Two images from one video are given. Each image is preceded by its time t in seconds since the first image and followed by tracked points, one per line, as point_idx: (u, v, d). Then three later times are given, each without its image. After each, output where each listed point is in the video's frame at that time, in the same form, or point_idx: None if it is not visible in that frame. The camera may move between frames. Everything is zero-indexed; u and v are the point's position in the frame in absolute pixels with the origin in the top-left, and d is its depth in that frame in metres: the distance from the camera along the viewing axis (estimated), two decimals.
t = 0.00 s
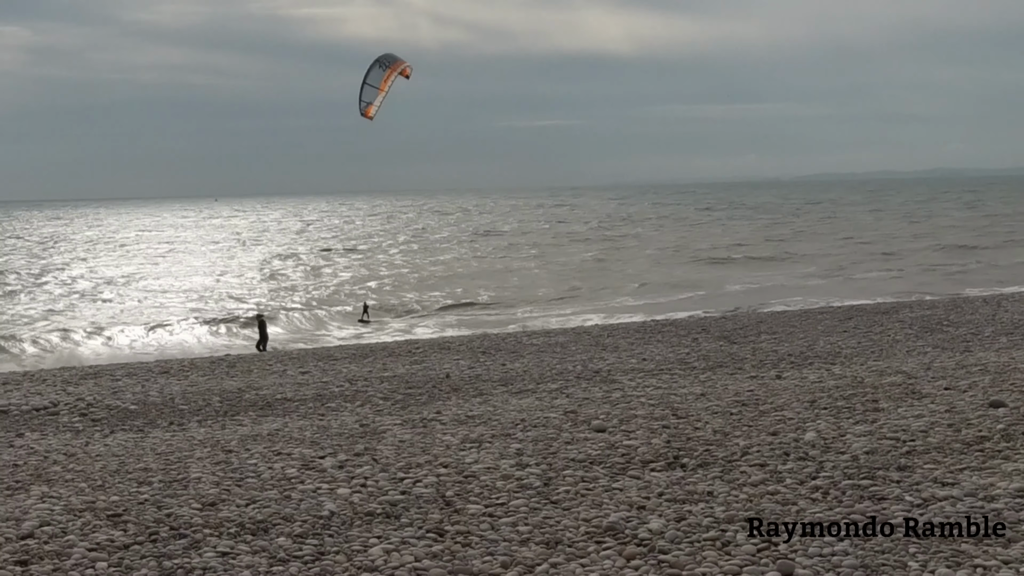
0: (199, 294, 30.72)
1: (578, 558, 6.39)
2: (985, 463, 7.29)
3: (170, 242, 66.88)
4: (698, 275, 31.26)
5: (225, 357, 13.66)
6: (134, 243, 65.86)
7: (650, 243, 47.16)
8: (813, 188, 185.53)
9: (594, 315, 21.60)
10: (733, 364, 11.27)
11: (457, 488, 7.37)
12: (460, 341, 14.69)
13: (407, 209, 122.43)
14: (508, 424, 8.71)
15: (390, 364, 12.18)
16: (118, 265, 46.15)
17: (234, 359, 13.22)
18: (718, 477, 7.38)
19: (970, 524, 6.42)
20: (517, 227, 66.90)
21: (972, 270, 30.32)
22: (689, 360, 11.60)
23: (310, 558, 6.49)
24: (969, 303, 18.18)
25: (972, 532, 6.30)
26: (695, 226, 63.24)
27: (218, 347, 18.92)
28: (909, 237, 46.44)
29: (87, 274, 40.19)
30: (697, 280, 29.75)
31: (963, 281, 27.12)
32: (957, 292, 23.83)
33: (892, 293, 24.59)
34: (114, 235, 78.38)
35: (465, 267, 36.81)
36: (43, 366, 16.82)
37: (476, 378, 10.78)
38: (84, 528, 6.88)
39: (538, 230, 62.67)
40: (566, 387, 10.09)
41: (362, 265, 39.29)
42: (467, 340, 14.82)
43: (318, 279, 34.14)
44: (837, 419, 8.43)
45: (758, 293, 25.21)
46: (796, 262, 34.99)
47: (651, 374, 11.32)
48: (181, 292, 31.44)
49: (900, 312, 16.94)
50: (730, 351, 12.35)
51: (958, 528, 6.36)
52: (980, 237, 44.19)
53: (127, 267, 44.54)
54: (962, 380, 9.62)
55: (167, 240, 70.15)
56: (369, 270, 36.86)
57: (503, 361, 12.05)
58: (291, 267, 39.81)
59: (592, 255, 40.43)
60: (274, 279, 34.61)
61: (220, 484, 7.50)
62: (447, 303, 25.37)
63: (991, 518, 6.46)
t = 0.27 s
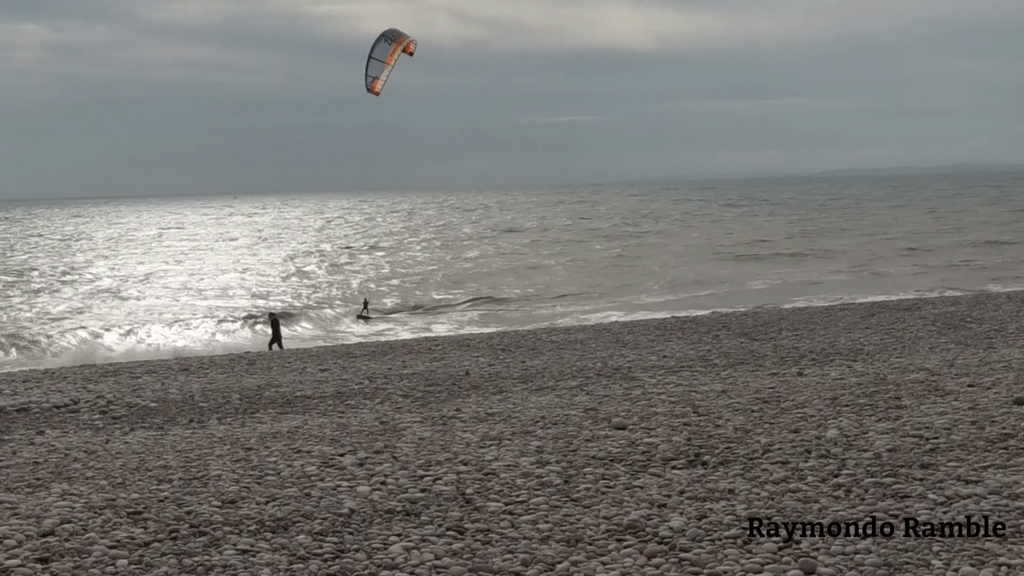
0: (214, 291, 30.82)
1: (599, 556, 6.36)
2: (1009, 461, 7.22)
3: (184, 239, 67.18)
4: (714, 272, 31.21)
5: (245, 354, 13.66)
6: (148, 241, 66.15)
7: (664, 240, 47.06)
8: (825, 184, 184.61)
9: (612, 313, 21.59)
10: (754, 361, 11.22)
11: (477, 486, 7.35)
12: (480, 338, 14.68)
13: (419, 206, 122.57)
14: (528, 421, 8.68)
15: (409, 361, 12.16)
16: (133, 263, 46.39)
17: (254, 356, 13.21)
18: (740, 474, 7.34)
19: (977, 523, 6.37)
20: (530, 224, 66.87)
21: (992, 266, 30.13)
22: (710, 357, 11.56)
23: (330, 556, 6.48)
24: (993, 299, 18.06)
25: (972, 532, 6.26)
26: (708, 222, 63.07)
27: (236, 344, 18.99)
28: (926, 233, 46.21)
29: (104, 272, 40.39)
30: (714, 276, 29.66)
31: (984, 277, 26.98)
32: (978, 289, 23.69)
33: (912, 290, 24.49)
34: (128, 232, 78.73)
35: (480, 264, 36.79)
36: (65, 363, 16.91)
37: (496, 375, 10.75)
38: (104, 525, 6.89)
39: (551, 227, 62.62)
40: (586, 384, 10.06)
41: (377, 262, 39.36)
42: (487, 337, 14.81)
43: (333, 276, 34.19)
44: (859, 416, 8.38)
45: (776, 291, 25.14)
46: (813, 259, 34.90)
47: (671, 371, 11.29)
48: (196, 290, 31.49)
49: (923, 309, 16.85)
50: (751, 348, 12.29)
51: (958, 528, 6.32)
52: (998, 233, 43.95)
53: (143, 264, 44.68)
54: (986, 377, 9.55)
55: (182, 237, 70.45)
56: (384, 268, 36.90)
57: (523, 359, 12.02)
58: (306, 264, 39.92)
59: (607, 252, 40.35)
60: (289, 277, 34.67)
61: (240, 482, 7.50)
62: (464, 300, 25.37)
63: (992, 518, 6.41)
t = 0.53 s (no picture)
0: (229, 289, 30.92)
1: (618, 555, 6.33)
2: None
3: (198, 237, 67.47)
4: (730, 269, 31.14)
5: (263, 352, 13.68)
6: (162, 240, 66.43)
7: (678, 237, 46.96)
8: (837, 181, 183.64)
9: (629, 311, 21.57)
10: (774, 358, 11.17)
11: (496, 484, 7.33)
12: (498, 336, 14.67)
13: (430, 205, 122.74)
14: (547, 419, 8.65)
15: (428, 359, 12.15)
16: (148, 261, 46.62)
17: (273, 354, 13.23)
18: (760, 473, 7.30)
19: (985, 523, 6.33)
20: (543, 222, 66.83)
21: (1010, 262, 29.99)
22: (730, 355, 11.52)
23: (349, 554, 6.47)
24: (1016, 296, 17.94)
25: (972, 532, 6.23)
26: (721, 219, 62.90)
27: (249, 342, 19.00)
28: (943, 230, 45.99)
29: (119, 270, 40.59)
30: (731, 274, 29.56)
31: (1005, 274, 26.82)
32: (999, 286, 23.55)
33: (931, 287, 24.37)
34: (143, 231, 79.10)
35: (494, 262, 36.76)
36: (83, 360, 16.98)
37: (515, 373, 10.74)
38: (123, 523, 6.91)
39: (564, 224, 62.56)
40: (605, 382, 10.02)
41: (390, 261, 39.44)
42: (505, 334, 14.80)
43: (347, 274, 34.26)
44: (881, 414, 8.33)
45: (793, 288, 25.07)
46: (828, 256, 34.78)
47: (690, 369, 11.25)
48: (211, 288, 31.62)
49: (944, 306, 16.76)
50: (771, 346, 12.24)
51: (957, 528, 6.28)
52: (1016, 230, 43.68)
53: (158, 263, 44.86)
54: (1009, 375, 9.48)
55: (196, 235, 70.78)
56: (398, 266, 36.95)
57: (542, 356, 12.00)
58: (320, 263, 40.03)
59: (621, 250, 40.25)
60: (303, 275, 34.75)
61: (258, 480, 7.50)
62: (479, 298, 25.36)
63: (991, 518, 6.38)
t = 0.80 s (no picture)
0: (244, 288, 30.99)
1: (640, 554, 6.30)
2: None
3: (213, 236, 67.69)
4: (747, 268, 31.02)
5: (282, 351, 13.68)
6: (177, 239, 66.66)
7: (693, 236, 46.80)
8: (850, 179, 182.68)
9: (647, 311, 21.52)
10: (796, 357, 11.11)
11: (516, 483, 7.31)
12: (518, 334, 14.64)
13: (443, 204, 122.81)
14: (567, 418, 8.62)
15: (448, 357, 12.13)
16: (163, 260, 46.80)
17: (292, 353, 13.23)
18: (781, 472, 7.26)
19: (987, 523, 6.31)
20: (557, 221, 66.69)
21: None
22: (751, 354, 11.46)
23: (369, 553, 6.47)
24: None
25: (972, 532, 6.21)
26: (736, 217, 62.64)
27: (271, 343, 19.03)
28: (960, 228, 45.69)
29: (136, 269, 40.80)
30: (748, 273, 29.41)
31: None
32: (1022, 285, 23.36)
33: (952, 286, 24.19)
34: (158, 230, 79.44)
35: (509, 262, 36.68)
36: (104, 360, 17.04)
37: (535, 372, 10.71)
38: (144, 522, 6.93)
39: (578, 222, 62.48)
40: (625, 381, 9.98)
41: (405, 259, 39.48)
42: (525, 333, 14.76)
43: (361, 274, 34.29)
44: (904, 413, 8.27)
45: (812, 288, 24.96)
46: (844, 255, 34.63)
47: (711, 368, 11.20)
48: (226, 287, 31.72)
49: (968, 305, 16.62)
50: (794, 345, 12.16)
51: (958, 528, 6.26)
52: None
53: (173, 261, 45.03)
54: None
55: (210, 234, 71.11)
56: (413, 265, 36.97)
57: (562, 355, 11.97)
58: (335, 262, 40.07)
59: (636, 249, 40.11)
60: (317, 275, 34.80)
61: (279, 478, 7.49)
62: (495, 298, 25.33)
63: (992, 518, 6.36)
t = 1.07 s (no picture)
0: (260, 288, 31.06)
1: (663, 555, 6.27)
2: None
3: (230, 236, 67.88)
4: (765, 267, 30.90)
5: (304, 351, 13.66)
6: (194, 238, 66.89)
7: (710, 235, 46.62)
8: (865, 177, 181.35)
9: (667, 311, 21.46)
10: (820, 357, 11.04)
11: (539, 483, 7.29)
12: (540, 334, 14.61)
13: (455, 203, 122.90)
14: (590, 418, 8.59)
15: (470, 357, 12.11)
16: (180, 259, 47.02)
17: (314, 353, 13.22)
18: (805, 472, 7.21)
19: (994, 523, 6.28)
20: (572, 219, 66.57)
21: None
22: (775, 354, 11.40)
23: (391, 553, 6.46)
24: None
25: (971, 532, 6.20)
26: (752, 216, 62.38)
27: (290, 343, 19.09)
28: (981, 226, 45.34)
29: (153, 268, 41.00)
30: (767, 273, 29.26)
31: None
32: None
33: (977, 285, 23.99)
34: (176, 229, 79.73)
35: (525, 261, 36.63)
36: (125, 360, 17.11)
37: (557, 372, 10.67)
38: (167, 521, 6.94)
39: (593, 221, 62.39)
40: (648, 381, 9.94)
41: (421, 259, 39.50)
42: (547, 333, 14.73)
43: (378, 273, 34.33)
44: (929, 413, 8.21)
45: (834, 287, 24.82)
46: (863, 254, 34.44)
47: (735, 368, 11.14)
48: (243, 287, 31.81)
49: (995, 304, 16.46)
50: (818, 345, 12.09)
51: (958, 528, 6.25)
52: None
53: (191, 261, 45.20)
54: None
55: (226, 233, 71.41)
56: (430, 264, 36.99)
57: (584, 355, 11.93)
58: (351, 262, 40.11)
59: (652, 248, 40.00)
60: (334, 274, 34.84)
61: (301, 478, 7.49)
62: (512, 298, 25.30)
63: (991, 517, 6.35)
